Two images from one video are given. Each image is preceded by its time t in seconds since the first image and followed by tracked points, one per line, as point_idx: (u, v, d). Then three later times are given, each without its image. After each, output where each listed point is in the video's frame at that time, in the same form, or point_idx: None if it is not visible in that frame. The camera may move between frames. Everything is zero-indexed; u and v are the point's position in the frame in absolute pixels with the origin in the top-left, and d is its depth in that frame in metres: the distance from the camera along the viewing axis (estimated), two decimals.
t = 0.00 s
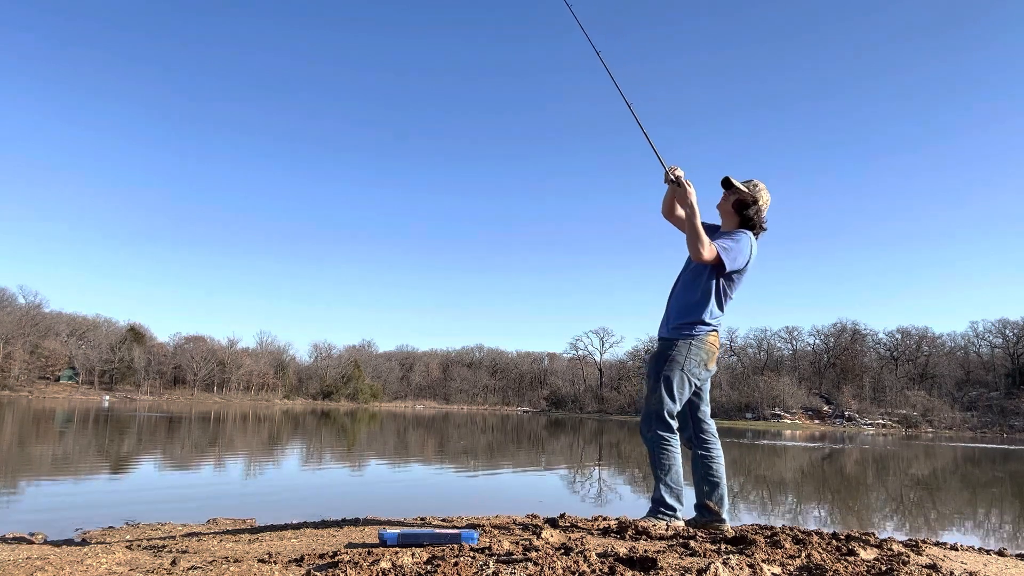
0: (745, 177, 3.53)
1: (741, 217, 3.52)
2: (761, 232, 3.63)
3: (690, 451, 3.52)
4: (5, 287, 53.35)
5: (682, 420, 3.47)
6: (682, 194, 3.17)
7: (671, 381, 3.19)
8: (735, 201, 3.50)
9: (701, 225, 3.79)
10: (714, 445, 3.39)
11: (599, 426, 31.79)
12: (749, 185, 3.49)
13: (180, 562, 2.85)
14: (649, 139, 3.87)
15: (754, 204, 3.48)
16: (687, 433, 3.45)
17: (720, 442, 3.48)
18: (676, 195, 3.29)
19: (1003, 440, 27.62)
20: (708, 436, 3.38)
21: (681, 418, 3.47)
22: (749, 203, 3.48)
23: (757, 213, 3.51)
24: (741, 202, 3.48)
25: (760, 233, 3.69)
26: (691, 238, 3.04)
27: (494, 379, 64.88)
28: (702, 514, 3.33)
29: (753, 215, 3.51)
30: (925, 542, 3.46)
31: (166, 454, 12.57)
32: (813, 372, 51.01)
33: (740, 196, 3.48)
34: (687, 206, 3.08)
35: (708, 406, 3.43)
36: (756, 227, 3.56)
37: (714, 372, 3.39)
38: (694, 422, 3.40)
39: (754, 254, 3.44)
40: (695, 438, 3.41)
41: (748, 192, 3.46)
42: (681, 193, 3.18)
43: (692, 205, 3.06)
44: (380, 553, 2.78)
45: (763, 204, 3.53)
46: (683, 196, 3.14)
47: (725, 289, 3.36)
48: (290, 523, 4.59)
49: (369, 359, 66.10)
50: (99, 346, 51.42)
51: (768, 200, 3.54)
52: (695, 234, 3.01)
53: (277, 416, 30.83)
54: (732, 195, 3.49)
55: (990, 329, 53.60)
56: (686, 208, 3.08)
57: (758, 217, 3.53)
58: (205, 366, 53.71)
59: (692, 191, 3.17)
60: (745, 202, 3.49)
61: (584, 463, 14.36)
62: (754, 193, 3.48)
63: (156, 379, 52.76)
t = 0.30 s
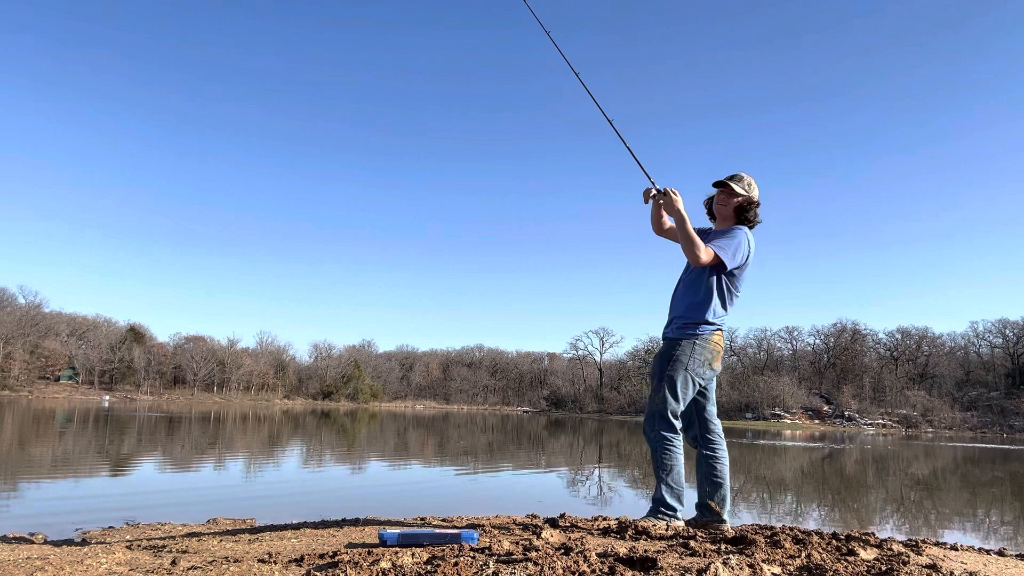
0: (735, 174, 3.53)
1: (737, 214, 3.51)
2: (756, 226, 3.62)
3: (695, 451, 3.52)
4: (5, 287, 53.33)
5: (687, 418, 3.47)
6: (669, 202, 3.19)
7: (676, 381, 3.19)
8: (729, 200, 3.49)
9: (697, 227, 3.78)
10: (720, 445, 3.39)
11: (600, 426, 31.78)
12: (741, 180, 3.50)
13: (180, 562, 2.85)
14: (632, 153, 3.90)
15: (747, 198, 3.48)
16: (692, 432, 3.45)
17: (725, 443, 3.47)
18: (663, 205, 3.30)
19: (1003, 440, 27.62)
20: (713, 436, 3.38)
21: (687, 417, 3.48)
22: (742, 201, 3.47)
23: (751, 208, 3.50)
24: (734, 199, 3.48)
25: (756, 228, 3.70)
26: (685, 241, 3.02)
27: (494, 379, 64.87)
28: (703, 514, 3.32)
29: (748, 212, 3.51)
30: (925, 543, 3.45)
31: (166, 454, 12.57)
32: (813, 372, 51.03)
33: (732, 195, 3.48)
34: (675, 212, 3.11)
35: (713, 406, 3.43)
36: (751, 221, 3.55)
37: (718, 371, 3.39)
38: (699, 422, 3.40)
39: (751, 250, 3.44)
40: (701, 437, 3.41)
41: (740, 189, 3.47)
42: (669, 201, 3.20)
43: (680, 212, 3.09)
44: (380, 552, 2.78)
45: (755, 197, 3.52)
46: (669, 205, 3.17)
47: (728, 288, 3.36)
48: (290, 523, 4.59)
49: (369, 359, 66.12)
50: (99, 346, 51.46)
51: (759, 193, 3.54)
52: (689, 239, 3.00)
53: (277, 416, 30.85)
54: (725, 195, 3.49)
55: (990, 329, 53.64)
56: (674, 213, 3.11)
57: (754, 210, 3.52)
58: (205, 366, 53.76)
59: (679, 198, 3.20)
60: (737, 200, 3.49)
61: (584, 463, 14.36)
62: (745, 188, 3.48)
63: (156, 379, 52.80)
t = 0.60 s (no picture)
0: (721, 172, 3.54)
1: (729, 212, 3.52)
2: (749, 217, 3.63)
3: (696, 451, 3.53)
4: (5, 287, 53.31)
5: (689, 419, 3.47)
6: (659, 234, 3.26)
7: (681, 382, 3.19)
8: (720, 199, 3.49)
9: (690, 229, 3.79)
10: (721, 447, 3.40)
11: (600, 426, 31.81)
12: (728, 177, 3.51)
13: (180, 561, 2.85)
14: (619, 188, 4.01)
15: (736, 194, 3.49)
16: (694, 433, 3.45)
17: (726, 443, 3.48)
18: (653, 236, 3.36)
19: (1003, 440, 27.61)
20: (716, 437, 3.39)
21: (689, 418, 3.48)
22: (731, 198, 3.48)
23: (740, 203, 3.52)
24: (722, 197, 3.49)
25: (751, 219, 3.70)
26: (689, 265, 3.11)
27: (494, 379, 64.89)
28: (703, 514, 3.32)
29: (738, 207, 3.51)
30: (925, 543, 3.45)
31: (166, 454, 12.59)
32: (813, 372, 51.04)
33: (722, 194, 3.48)
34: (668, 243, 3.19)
35: (716, 407, 3.43)
36: (742, 215, 3.56)
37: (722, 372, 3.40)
38: (701, 424, 3.41)
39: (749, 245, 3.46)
40: (703, 439, 3.41)
41: (728, 186, 3.46)
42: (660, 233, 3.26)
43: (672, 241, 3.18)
44: (380, 552, 2.78)
45: (743, 191, 3.53)
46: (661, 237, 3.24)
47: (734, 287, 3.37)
48: (290, 524, 4.59)
49: (369, 359, 66.15)
50: (99, 346, 51.50)
51: (745, 186, 3.55)
52: (693, 263, 3.09)
53: (277, 416, 30.87)
54: (714, 195, 3.50)
55: (990, 329, 53.68)
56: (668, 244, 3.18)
57: (744, 205, 3.53)
58: (205, 366, 53.81)
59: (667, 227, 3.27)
60: (723, 197, 3.50)
61: (584, 463, 14.36)
62: (732, 184, 3.49)
63: (156, 379, 52.82)
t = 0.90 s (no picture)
0: (697, 171, 3.54)
1: (710, 209, 3.52)
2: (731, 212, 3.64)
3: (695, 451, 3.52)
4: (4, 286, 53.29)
5: (688, 419, 3.47)
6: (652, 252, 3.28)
7: (679, 382, 3.19)
8: (700, 199, 3.48)
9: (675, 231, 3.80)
10: (721, 447, 3.40)
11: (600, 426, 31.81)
12: (706, 175, 3.52)
13: (181, 561, 2.85)
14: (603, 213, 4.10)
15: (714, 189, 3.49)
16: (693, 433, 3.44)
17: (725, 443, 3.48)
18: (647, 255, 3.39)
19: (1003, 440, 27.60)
20: (715, 437, 3.39)
21: (688, 417, 3.48)
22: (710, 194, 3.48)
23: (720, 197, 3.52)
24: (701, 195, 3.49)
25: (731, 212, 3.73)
26: (688, 277, 3.13)
27: (494, 379, 64.87)
28: (704, 514, 3.32)
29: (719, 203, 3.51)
30: (925, 543, 3.46)
31: (166, 454, 12.58)
32: (813, 372, 51.04)
33: (701, 192, 3.47)
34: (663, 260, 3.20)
35: (714, 408, 3.43)
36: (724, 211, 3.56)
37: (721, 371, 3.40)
38: (700, 423, 3.41)
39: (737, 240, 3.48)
40: (702, 439, 3.41)
41: (705, 185, 3.47)
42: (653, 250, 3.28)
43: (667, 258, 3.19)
44: (380, 552, 2.78)
45: (720, 185, 3.54)
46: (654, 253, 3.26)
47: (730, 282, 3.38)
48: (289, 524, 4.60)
49: (369, 359, 66.15)
50: (99, 346, 51.51)
51: (722, 180, 3.56)
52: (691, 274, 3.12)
53: (277, 416, 30.86)
54: (692, 194, 3.49)
55: (990, 329, 53.69)
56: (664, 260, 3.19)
57: (725, 199, 3.54)
58: (205, 366, 53.82)
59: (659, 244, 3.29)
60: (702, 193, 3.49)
61: (584, 463, 14.36)
62: (710, 180, 3.50)
63: (156, 379, 52.81)
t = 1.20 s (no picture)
0: (678, 168, 3.56)
1: (692, 204, 3.51)
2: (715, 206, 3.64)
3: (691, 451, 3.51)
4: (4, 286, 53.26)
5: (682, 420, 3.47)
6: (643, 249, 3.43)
7: (669, 381, 3.20)
8: (678, 196, 3.52)
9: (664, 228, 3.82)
10: (716, 446, 3.39)
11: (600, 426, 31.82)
12: (684, 170, 3.55)
13: (181, 561, 2.85)
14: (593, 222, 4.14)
15: (693, 183, 3.50)
16: (687, 433, 3.43)
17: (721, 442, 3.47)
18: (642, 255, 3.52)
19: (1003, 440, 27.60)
20: (708, 436, 3.38)
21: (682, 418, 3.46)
22: (688, 189, 3.49)
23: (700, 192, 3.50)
24: (671, 196, 3.54)
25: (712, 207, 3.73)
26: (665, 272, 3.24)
27: (494, 379, 64.87)
28: (703, 515, 3.33)
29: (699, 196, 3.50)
30: (926, 543, 3.45)
31: (166, 454, 12.58)
32: (813, 372, 51.02)
33: (680, 190, 3.50)
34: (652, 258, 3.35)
35: (707, 406, 3.43)
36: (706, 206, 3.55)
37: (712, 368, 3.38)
38: (694, 423, 3.39)
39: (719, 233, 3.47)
40: (697, 439, 3.40)
41: (683, 181, 3.50)
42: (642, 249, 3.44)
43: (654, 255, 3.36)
44: (380, 552, 2.78)
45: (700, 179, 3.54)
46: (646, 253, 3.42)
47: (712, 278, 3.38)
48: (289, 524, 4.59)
49: (370, 359, 66.14)
50: (99, 346, 51.54)
51: (704, 173, 3.55)
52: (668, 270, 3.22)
53: (277, 416, 30.87)
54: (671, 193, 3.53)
55: (990, 329, 53.71)
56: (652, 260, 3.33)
57: (707, 192, 3.53)
58: (205, 366, 53.85)
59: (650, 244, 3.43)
60: (671, 193, 3.55)
61: (584, 463, 14.36)
62: (687, 176, 3.51)
63: (156, 379, 52.81)
